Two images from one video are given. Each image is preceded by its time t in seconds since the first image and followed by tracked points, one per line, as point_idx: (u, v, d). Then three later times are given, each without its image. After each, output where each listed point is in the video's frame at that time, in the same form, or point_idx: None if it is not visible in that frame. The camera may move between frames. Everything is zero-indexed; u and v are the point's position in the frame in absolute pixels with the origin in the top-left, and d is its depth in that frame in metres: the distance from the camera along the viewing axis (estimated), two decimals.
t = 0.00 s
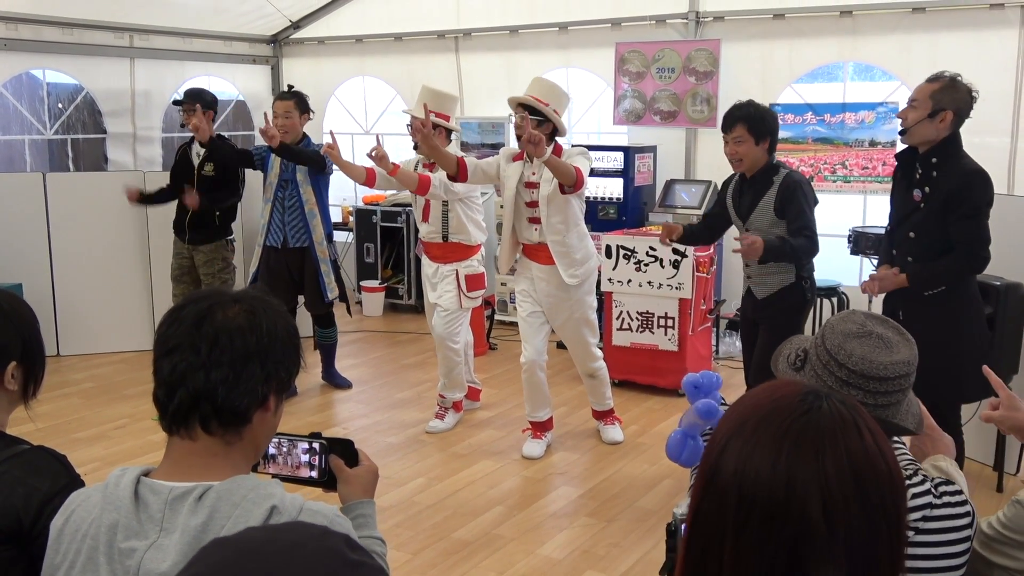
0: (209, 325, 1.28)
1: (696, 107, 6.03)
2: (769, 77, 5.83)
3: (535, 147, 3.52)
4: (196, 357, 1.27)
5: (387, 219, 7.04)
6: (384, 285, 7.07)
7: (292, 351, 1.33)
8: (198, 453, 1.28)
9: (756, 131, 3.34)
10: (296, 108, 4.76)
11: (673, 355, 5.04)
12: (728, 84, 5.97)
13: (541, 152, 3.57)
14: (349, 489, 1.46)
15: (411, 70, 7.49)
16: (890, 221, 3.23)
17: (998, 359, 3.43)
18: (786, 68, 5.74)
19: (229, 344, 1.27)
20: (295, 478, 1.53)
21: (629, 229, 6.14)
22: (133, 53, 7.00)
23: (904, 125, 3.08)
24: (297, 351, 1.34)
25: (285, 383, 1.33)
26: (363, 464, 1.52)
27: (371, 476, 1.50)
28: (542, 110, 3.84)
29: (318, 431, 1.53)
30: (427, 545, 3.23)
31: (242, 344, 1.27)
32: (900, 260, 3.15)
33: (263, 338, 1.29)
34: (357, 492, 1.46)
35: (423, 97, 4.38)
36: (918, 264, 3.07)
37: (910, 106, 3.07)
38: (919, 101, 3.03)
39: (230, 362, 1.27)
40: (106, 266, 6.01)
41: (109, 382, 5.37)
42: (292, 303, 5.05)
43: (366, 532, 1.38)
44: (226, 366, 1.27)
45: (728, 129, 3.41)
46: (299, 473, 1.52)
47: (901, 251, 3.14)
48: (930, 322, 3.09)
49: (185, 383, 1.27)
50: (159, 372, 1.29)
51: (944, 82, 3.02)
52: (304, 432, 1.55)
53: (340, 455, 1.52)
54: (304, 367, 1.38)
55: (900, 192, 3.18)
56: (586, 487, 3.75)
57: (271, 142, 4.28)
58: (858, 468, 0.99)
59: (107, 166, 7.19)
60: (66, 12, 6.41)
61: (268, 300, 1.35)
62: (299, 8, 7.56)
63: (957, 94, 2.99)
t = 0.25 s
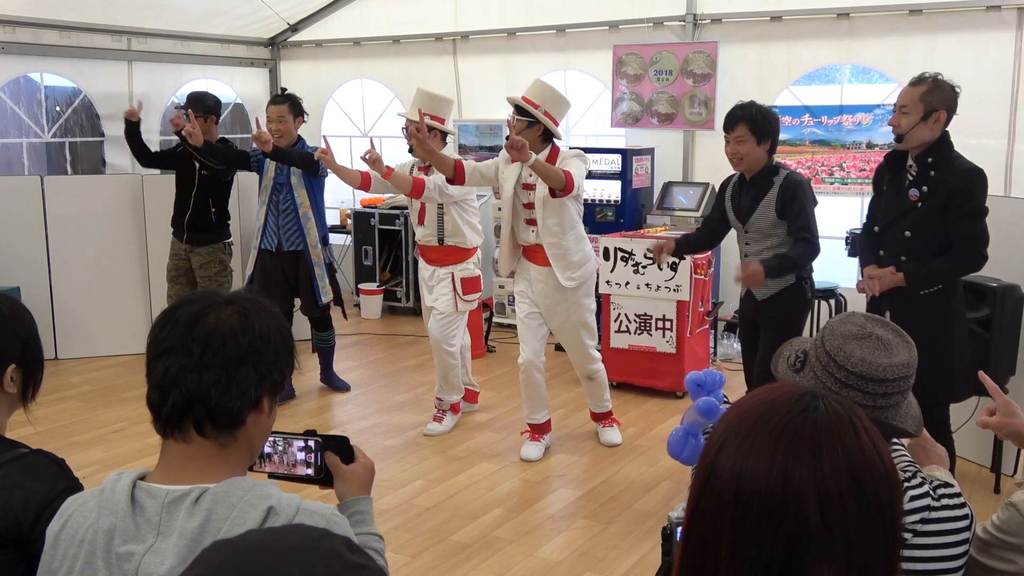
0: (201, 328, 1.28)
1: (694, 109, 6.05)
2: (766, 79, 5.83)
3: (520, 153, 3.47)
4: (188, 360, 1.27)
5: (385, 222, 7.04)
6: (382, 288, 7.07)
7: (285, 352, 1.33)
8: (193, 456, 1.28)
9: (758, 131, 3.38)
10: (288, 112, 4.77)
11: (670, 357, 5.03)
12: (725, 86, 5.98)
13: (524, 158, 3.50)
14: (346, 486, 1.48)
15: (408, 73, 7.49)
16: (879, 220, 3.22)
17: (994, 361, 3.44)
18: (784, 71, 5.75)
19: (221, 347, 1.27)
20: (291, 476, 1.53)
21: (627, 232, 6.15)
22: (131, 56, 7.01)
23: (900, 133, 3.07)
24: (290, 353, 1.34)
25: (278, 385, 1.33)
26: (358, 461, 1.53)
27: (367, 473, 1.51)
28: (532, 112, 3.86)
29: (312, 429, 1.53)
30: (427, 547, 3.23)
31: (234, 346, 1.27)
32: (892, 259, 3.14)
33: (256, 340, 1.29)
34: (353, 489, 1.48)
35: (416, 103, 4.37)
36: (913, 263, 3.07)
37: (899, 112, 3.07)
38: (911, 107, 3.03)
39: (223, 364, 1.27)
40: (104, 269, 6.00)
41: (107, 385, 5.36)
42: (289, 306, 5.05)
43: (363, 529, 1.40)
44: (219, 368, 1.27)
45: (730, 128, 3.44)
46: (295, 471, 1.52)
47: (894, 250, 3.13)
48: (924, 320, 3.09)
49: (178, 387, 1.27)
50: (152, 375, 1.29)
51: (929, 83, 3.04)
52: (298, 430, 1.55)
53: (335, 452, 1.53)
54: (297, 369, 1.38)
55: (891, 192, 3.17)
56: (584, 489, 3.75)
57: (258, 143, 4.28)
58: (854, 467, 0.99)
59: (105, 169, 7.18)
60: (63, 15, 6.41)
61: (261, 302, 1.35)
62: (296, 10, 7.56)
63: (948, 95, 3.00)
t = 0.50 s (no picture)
0: (198, 327, 1.28)
1: (694, 109, 6.04)
2: (766, 79, 5.83)
3: (516, 150, 3.47)
4: (184, 360, 1.27)
5: (385, 222, 7.04)
6: (381, 287, 7.07)
7: (281, 352, 1.33)
8: (190, 456, 1.28)
9: (765, 122, 3.37)
10: (285, 112, 4.77)
11: (670, 357, 5.03)
12: (725, 86, 5.98)
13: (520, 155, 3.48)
14: (344, 482, 1.47)
15: (408, 73, 7.49)
16: (865, 218, 3.19)
17: (994, 361, 3.44)
18: (784, 71, 5.75)
19: (217, 347, 1.27)
20: (290, 473, 1.54)
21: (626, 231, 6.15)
22: (131, 56, 7.01)
23: (893, 125, 3.03)
24: (285, 353, 1.34)
25: (274, 384, 1.33)
26: (355, 456, 1.52)
27: (364, 468, 1.51)
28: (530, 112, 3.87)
29: (309, 426, 1.53)
30: (426, 547, 3.23)
31: (230, 345, 1.27)
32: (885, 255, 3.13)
33: (252, 340, 1.29)
34: (352, 484, 1.47)
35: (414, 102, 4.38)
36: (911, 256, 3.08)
37: (887, 104, 3.05)
38: (904, 98, 3.01)
39: (219, 364, 1.27)
40: (104, 269, 6.00)
41: (107, 385, 5.36)
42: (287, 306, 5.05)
43: (361, 525, 1.40)
44: (215, 368, 1.27)
45: (736, 119, 3.44)
46: (294, 468, 1.53)
47: (888, 246, 3.13)
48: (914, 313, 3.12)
49: (175, 386, 1.27)
50: (148, 374, 1.29)
51: (911, 79, 3.06)
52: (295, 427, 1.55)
53: (332, 448, 1.52)
54: (293, 368, 1.38)
55: (874, 189, 3.16)
56: (584, 489, 3.75)
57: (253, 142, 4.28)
58: (853, 466, 0.99)
59: (105, 169, 7.19)
60: (63, 15, 6.41)
61: (257, 301, 1.35)
62: (296, 10, 7.57)
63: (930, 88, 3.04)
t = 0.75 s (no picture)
0: (200, 326, 1.28)
1: (699, 109, 6.02)
2: (770, 79, 5.82)
3: (525, 149, 3.49)
4: (187, 359, 1.27)
5: (389, 221, 7.05)
6: (385, 287, 7.07)
7: (284, 351, 1.33)
8: (191, 457, 1.28)
9: (768, 120, 3.36)
10: (284, 111, 4.79)
11: (674, 357, 5.03)
12: (729, 86, 5.97)
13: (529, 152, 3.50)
14: (350, 473, 1.48)
15: (411, 72, 7.49)
16: (867, 220, 3.17)
17: (999, 361, 3.43)
18: (788, 70, 5.74)
19: (220, 345, 1.27)
20: (296, 465, 1.53)
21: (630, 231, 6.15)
22: (134, 55, 7.02)
23: (898, 125, 3.02)
24: (289, 352, 1.35)
25: (277, 383, 1.33)
26: (362, 446, 1.53)
27: (371, 458, 1.51)
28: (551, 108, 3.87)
29: (315, 417, 1.53)
30: (429, 546, 3.23)
31: (233, 344, 1.28)
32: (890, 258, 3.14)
33: (255, 339, 1.29)
34: (358, 476, 1.47)
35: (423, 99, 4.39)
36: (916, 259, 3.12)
37: (891, 105, 3.04)
38: (909, 99, 3.01)
39: (221, 363, 1.27)
40: (108, 268, 6.01)
41: (111, 384, 5.36)
42: (289, 305, 5.05)
43: (367, 517, 1.42)
44: (217, 367, 1.27)
45: (740, 117, 3.43)
46: (300, 459, 1.53)
47: (893, 249, 3.14)
48: (916, 313, 3.14)
49: (177, 386, 1.27)
50: (150, 374, 1.29)
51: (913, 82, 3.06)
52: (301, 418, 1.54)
53: (338, 438, 1.53)
54: (296, 368, 1.39)
55: (875, 192, 3.14)
56: (587, 489, 3.74)
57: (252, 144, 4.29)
58: (858, 465, 0.99)
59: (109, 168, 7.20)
60: (67, 14, 6.42)
61: (260, 300, 1.35)
62: (300, 10, 7.58)
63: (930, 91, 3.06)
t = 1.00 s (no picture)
0: (202, 325, 1.28)
1: (699, 108, 6.06)
2: (772, 78, 5.82)
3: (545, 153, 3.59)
4: (189, 358, 1.27)
5: (391, 221, 7.05)
6: (387, 286, 7.07)
7: (284, 349, 1.34)
8: (196, 457, 1.28)
9: (771, 121, 3.37)
10: (284, 110, 4.78)
11: (676, 357, 5.02)
12: (731, 86, 5.97)
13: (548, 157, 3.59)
14: (352, 470, 1.48)
15: (414, 72, 7.49)
16: (868, 220, 3.18)
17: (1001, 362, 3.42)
18: (790, 70, 5.74)
19: (222, 345, 1.27)
20: (297, 463, 1.53)
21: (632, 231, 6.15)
22: (137, 55, 7.03)
23: (911, 129, 3.01)
24: (289, 351, 1.35)
25: (279, 382, 1.33)
26: (364, 444, 1.53)
27: (374, 456, 1.52)
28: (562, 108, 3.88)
29: (317, 416, 1.53)
30: (431, 546, 3.23)
31: (235, 343, 1.28)
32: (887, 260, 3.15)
33: (256, 338, 1.29)
34: (361, 473, 1.48)
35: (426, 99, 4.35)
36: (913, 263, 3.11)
37: (907, 108, 3.02)
38: (925, 103, 3.00)
39: (223, 362, 1.27)
40: (111, 267, 6.02)
41: (113, 383, 5.37)
42: (291, 305, 5.06)
43: (370, 514, 1.43)
44: (219, 367, 1.27)
45: (744, 118, 3.44)
46: (302, 459, 1.52)
47: (891, 250, 3.14)
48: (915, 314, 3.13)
49: (180, 385, 1.27)
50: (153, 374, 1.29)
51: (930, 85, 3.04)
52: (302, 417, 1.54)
53: (341, 436, 1.53)
54: (297, 366, 1.39)
55: (878, 193, 3.14)
56: (589, 489, 3.75)
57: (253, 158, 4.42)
58: (860, 466, 0.99)
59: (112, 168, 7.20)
60: (70, 14, 6.43)
61: (260, 298, 1.35)
62: (302, 10, 7.58)
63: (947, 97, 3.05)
